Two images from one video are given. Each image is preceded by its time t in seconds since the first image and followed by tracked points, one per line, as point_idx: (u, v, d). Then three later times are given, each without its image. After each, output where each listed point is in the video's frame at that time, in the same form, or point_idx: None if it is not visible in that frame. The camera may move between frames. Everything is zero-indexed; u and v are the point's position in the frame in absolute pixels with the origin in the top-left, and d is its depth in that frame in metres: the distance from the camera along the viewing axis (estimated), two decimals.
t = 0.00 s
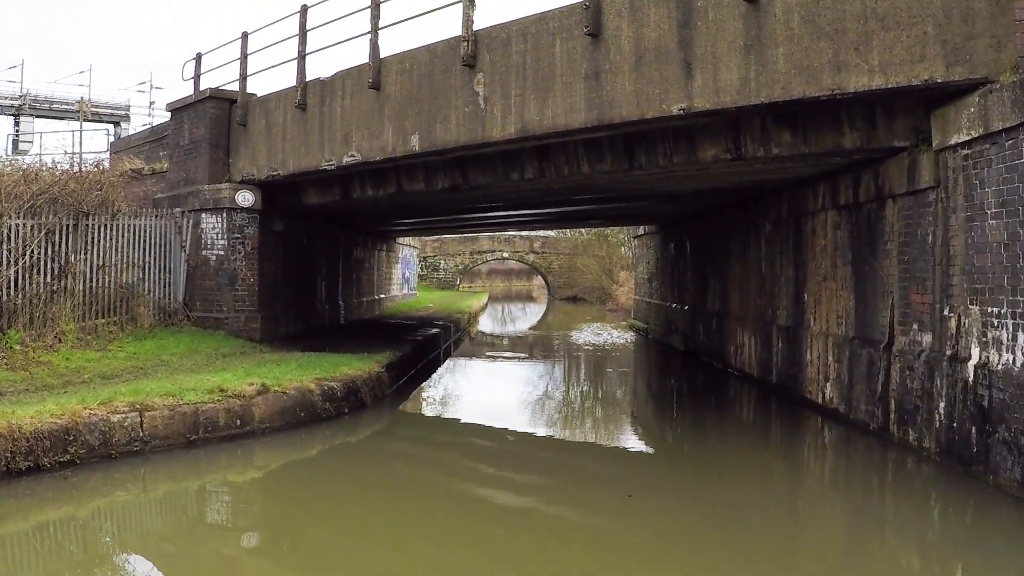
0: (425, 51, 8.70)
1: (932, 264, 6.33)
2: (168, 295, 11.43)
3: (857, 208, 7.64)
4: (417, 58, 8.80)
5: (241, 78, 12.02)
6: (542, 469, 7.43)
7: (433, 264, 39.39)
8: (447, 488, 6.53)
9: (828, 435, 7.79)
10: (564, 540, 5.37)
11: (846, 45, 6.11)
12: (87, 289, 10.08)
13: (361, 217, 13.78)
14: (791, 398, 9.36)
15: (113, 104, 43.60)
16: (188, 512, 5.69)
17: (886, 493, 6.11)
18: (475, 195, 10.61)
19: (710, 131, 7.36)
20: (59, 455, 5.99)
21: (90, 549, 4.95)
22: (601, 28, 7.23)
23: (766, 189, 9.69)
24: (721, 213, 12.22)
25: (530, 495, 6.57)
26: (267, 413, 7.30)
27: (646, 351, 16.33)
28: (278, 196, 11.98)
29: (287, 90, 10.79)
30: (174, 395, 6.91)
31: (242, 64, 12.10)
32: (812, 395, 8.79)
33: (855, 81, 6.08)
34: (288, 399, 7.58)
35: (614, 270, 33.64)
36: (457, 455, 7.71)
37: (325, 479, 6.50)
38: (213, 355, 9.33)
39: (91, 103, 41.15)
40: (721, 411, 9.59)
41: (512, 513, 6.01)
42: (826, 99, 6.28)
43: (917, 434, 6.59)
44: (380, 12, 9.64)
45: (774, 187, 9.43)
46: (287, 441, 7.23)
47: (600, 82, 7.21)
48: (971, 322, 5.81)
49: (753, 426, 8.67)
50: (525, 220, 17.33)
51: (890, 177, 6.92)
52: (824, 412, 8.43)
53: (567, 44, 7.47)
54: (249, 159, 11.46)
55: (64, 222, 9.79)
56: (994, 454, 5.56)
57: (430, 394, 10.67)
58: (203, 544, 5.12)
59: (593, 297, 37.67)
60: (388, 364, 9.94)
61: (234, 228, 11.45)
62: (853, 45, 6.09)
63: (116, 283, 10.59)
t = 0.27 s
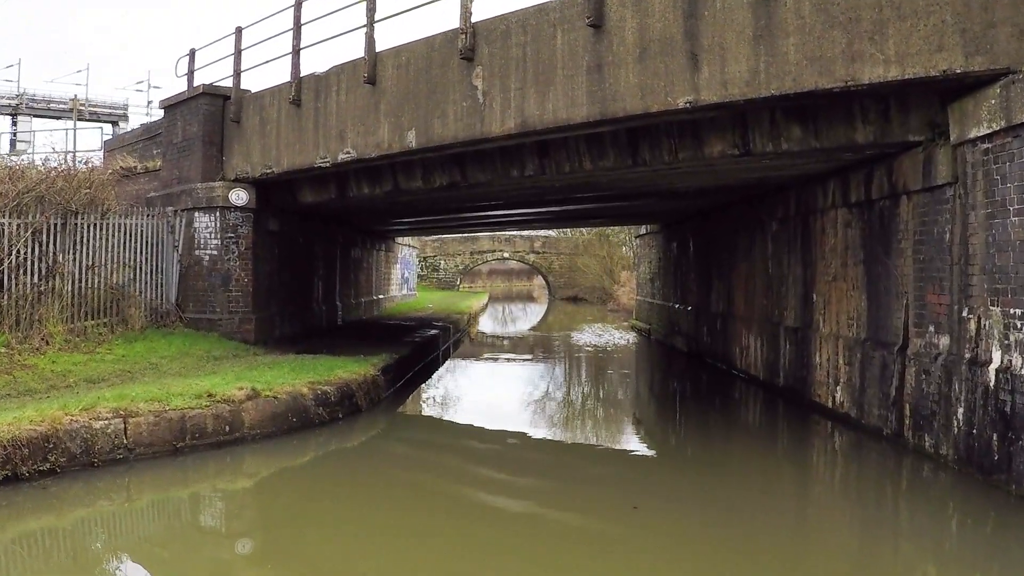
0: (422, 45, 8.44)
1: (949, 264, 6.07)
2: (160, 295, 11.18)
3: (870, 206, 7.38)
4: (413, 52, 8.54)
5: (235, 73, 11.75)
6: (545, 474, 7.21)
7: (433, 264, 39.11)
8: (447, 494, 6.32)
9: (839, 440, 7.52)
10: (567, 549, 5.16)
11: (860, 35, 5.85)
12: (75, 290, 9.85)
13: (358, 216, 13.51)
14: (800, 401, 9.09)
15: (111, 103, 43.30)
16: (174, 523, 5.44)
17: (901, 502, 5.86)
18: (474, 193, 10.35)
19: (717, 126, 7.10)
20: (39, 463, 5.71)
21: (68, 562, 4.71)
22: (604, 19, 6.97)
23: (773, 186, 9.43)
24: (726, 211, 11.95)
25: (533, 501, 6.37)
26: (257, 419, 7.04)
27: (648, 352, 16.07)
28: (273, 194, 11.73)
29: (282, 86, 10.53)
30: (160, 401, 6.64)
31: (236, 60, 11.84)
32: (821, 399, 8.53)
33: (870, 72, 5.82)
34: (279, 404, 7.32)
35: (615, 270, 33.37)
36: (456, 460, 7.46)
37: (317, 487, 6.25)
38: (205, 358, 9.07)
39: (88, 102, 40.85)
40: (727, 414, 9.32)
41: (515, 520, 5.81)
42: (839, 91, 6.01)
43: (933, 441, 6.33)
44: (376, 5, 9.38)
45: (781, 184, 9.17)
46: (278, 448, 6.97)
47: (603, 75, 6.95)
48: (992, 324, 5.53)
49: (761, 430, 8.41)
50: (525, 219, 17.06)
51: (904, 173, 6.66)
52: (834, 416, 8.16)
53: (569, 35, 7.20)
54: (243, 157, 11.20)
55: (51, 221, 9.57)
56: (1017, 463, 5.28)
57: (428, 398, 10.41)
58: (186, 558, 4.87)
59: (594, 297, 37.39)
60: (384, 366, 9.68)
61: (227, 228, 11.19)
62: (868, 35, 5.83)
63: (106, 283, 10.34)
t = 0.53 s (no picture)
0: (419, 38, 8.18)
1: (968, 262, 5.80)
2: (152, 296, 10.92)
3: (882, 203, 7.11)
4: (409, 46, 8.28)
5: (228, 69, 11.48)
6: (550, 479, 6.95)
7: (433, 265, 38.82)
8: (445, 504, 6.03)
9: (851, 445, 7.26)
10: (568, 555, 4.98)
11: (875, 24, 5.60)
12: (63, 291, 9.61)
13: (355, 215, 13.26)
14: (808, 404, 8.82)
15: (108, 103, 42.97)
16: (156, 535, 5.20)
17: (916, 512, 5.60)
18: (473, 191, 10.09)
19: (725, 120, 6.84)
20: (16, 473, 5.43)
21: None
22: (607, 9, 6.71)
23: (780, 183, 9.16)
24: (731, 209, 11.67)
25: (536, 508, 6.10)
26: (247, 425, 6.77)
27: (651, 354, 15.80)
28: (267, 192, 11.47)
29: (275, 82, 10.27)
30: (145, 406, 6.38)
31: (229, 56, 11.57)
32: (831, 402, 8.25)
33: (886, 62, 5.56)
34: (270, 409, 7.04)
35: (616, 271, 33.09)
36: (453, 467, 7.17)
37: (307, 497, 5.97)
38: (196, 361, 8.82)
39: (85, 102, 40.56)
40: (733, 418, 9.05)
41: (516, 529, 5.55)
42: (853, 82, 5.75)
43: (951, 448, 6.06)
44: None
45: (789, 181, 8.90)
46: (268, 455, 6.71)
47: (606, 67, 6.69)
48: (1015, 326, 5.24)
49: (768, 433, 8.15)
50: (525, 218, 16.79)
51: (920, 168, 6.39)
52: (845, 420, 7.89)
53: (570, 26, 6.95)
54: (237, 155, 10.94)
55: (37, 220, 9.32)
56: None
57: (427, 401, 10.15)
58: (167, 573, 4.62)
59: (595, 297, 37.13)
60: (381, 369, 9.41)
61: (221, 227, 10.93)
62: (883, 24, 5.57)
63: (95, 284, 10.09)
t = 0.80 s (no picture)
0: (415, 30, 7.92)
1: (987, 261, 5.53)
2: (143, 297, 10.66)
3: (896, 200, 6.85)
4: (405, 38, 8.02)
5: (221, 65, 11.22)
6: (556, 483, 6.71)
7: (433, 265, 38.54)
8: (442, 513, 5.77)
9: (863, 451, 6.99)
10: (572, 564, 4.82)
11: (891, 12, 5.33)
12: (49, 293, 9.39)
13: (352, 214, 12.99)
14: (817, 408, 8.55)
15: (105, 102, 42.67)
16: (138, 547, 4.95)
17: (934, 522, 5.34)
18: (472, 189, 9.82)
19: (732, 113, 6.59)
20: None
21: None
22: None
23: (788, 180, 8.89)
24: (736, 208, 11.40)
25: (541, 515, 5.85)
26: (235, 431, 6.51)
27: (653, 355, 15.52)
28: (262, 190, 11.21)
29: (269, 78, 10.01)
30: (128, 412, 6.12)
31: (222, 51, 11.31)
32: (841, 406, 7.99)
33: (903, 51, 5.29)
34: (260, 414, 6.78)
35: (617, 271, 32.78)
36: (452, 474, 6.88)
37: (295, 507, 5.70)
38: (186, 363, 8.57)
39: (83, 102, 40.29)
40: (739, 421, 8.79)
41: (518, 540, 5.30)
42: (869, 72, 5.49)
43: (970, 456, 5.80)
44: None
45: (797, 177, 8.64)
46: (258, 462, 6.45)
47: (609, 58, 6.43)
48: None
49: (777, 438, 7.89)
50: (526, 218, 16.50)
51: (936, 164, 6.12)
52: (856, 424, 7.62)
53: (572, 17, 6.68)
54: (230, 152, 10.68)
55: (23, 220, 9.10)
56: None
57: (424, 405, 9.88)
58: None
59: (596, 297, 36.83)
60: (376, 372, 9.14)
61: (213, 226, 10.67)
62: (900, 11, 5.31)
63: (84, 285, 9.85)
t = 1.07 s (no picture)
0: (411, 22, 7.66)
1: (1008, 259, 5.25)
2: (134, 297, 10.40)
3: (911, 197, 6.58)
4: (401, 31, 7.76)
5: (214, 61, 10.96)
6: (561, 487, 6.47)
7: (433, 265, 38.27)
8: (439, 519, 5.54)
9: (876, 458, 6.72)
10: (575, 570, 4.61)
11: None
12: (36, 293, 9.16)
13: (349, 213, 12.73)
14: (827, 412, 8.28)
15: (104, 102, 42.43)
16: (115, 561, 4.70)
17: (953, 533, 5.07)
18: (470, 187, 9.56)
19: (740, 106, 6.33)
20: None
21: None
22: None
23: (796, 177, 8.63)
24: (742, 206, 11.13)
25: (546, 521, 5.61)
26: (223, 438, 6.25)
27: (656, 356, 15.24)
28: (255, 188, 10.95)
29: (262, 73, 9.75)
30: (111, 419, 5.86)
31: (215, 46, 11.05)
32: (852, 410, 7.72)
33: (922, 40, 5.03)
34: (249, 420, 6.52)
35: (619, 270, 32.46)
36: (450, 480, 6.61)
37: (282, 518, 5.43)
38: (176, 366, 8.31)
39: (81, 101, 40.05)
40: (746, 425, 8.52)
41: (519, 547, 5.06)
42: (886, 62, 5.23)
43: (990, 464, 5.52)
44: None
45: (806, 174, 8.37)
46: (246, 470, 6.19)
47: (612, 49, 6.17)
48: None
49: (785, 442, 7.63)
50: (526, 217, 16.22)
51: (954, 159, 5.85)
52: (868, 429, 7.36)
53: (573, 7, 6.43)
54: (222, 150, 10.42)
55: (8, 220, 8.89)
56: None
57: (421, 408, 9.61)
58: None
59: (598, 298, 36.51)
60: (372, 375, 8.88)
61: (206, 225, 10.42)
62: None
63: (72, 285, 9.60)
